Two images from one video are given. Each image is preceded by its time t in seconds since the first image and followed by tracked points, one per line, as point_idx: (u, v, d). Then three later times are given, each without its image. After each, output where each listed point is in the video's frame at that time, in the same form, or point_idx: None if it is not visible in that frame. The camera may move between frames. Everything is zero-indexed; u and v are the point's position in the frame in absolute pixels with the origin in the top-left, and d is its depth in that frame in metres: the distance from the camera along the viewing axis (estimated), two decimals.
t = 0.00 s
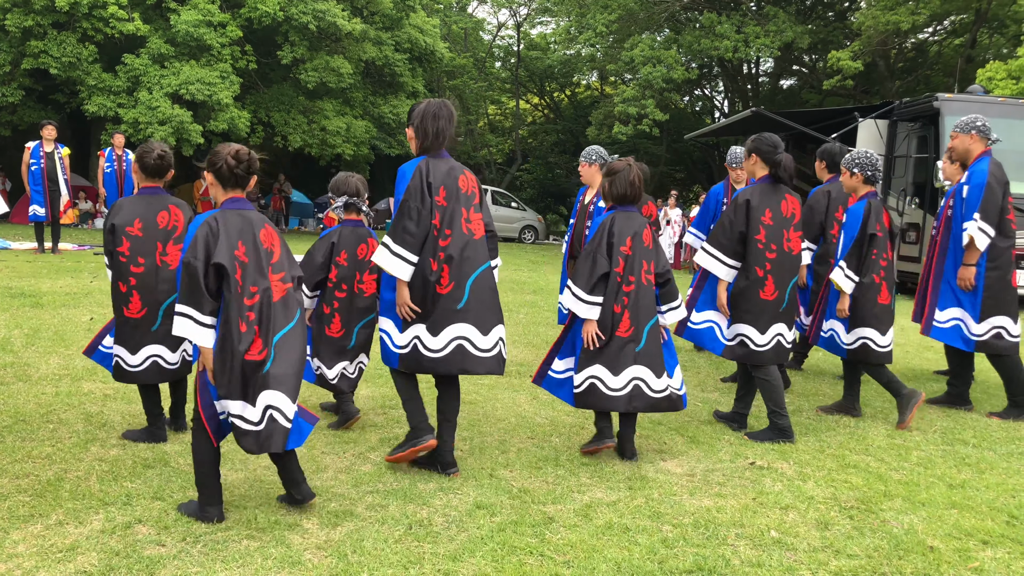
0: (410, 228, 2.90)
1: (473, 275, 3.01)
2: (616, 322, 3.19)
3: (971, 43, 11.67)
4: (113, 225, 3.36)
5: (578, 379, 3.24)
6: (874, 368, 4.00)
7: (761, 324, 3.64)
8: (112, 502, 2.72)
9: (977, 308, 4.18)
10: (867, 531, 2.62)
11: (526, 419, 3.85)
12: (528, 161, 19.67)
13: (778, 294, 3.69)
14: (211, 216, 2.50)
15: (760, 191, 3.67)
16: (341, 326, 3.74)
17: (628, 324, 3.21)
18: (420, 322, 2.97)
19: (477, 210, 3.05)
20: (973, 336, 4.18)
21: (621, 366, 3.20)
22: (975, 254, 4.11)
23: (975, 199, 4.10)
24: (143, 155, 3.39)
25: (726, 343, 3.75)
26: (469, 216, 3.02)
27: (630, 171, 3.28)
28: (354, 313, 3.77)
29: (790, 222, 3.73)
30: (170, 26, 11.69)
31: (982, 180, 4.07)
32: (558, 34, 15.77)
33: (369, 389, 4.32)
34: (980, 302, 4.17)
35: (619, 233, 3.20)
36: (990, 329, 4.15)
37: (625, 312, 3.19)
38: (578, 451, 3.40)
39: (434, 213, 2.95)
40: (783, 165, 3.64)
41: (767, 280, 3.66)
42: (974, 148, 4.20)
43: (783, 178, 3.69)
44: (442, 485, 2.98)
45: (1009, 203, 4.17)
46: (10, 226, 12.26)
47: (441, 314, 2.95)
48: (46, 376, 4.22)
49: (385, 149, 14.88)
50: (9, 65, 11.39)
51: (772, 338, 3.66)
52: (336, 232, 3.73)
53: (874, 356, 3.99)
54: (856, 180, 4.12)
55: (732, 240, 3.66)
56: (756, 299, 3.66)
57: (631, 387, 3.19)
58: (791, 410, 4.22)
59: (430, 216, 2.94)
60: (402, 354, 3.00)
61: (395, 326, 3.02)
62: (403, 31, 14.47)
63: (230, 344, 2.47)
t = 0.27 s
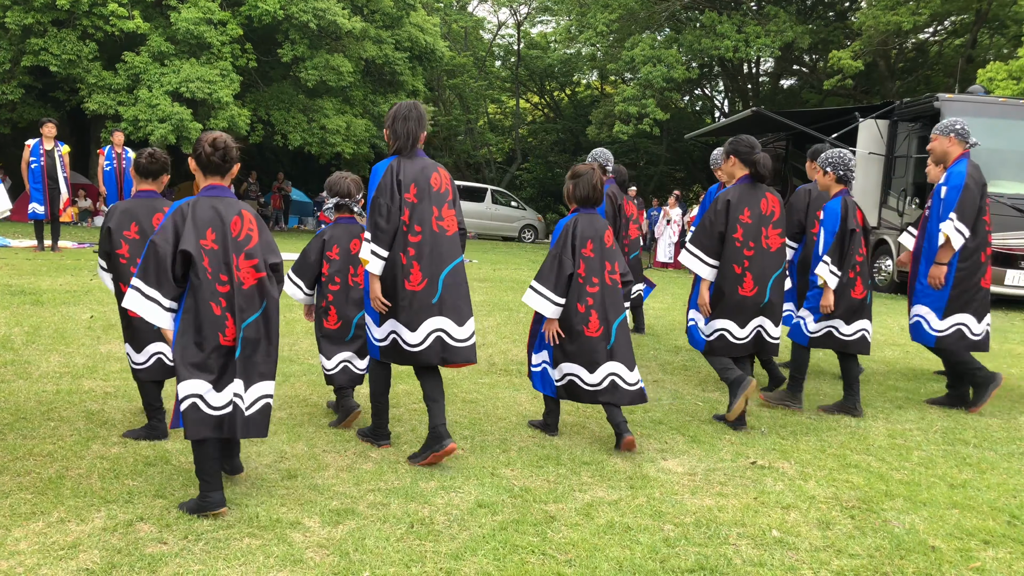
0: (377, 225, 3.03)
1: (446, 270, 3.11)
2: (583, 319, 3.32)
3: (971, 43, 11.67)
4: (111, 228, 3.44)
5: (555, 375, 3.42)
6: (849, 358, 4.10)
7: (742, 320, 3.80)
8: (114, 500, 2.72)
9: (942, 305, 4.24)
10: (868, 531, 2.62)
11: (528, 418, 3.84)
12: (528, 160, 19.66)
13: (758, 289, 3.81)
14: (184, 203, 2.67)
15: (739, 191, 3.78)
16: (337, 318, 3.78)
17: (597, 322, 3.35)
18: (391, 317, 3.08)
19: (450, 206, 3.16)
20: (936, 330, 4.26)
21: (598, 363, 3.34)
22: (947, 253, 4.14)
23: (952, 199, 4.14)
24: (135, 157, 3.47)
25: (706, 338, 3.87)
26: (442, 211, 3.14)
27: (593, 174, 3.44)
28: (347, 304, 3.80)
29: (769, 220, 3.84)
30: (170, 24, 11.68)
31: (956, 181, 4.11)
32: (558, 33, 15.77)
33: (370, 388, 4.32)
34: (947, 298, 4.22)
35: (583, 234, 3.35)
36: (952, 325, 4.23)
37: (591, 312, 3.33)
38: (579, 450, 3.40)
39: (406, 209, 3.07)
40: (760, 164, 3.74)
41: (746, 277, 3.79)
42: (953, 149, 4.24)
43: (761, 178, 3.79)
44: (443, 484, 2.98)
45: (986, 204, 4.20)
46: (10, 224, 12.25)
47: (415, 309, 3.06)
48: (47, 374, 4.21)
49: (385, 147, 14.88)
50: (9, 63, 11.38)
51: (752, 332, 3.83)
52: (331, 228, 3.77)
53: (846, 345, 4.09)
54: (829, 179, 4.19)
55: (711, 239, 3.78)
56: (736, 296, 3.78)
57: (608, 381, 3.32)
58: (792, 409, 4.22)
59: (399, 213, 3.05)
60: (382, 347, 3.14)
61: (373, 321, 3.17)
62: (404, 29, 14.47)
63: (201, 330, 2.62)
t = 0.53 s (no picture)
0: (357, 218, 3.36)
1: (419, 264, 3.46)
2: (543, 306, 3.64)
3: (973, 44, 11.66)
4: (119, 218, 3.67)
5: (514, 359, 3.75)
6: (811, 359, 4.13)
7: (728, 313, 3.80)
8: (116, 498, 2.73)
9: (891, 300, 4.29)
10: (870, 532, 2.63)
11: (529, 418, 3.85)
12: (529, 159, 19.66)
13: (741, 284, 3.83)
14: (184, 203, 2.90)
15: (719, 187, 3.86)
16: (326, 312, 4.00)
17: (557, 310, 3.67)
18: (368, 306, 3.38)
19: (429, 203, 3.50)
20: (883, 323, 4.30)
21: (551, 346, 3.66)
22: (915, 258, 4.12)
23: (917, 205, 4.11)
24: (144, 151, 3.61)
25: (693, 331, 3.91)
26: (419, 207, 3.47)
27: (560, 166, 3.76)
28: (338, 300, 3.99)
29: (747, 216, 3.88)
30: (171, 23, 11.69)
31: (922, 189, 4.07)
32: (559, 33, 15.77)
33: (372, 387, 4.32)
34: (894, 296, 4.28)
35: (547, 225, 3.68)
36: (899, 318, 4.29)
37: (552, 299, 3.65)
38: (581, 450, 3.40)
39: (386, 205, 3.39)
40: (738, 161, 3.82)
41: (728, 271, 3.82)
42: (913, 154, 4.27)
43: (740, 175, 3.87)
44: (446, 483, 2.98)
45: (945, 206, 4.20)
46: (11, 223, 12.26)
47: (389, 296, 3.39)
48: (49, 372, 4.22)
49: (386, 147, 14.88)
50: (10, 62, 11.39)
51: (741, 326, 3.81)
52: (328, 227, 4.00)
53: (802, 346, 4.14)
54: (788, 182, 4.12)
55: (692, 235, 3.84)
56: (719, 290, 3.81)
57: (559, 364, 3.66)
58: (793, 410, 4.23)
59: (376, 208, 3.38)
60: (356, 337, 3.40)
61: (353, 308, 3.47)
62: (405, 29, 14.47)
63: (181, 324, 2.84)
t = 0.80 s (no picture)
0: (360, 218, 3.48)
1: (413, 263, 3.58)
2: (521, 300, 3.82)
3: (975, 44, 11.65)
4: (124, 223, 3.72)
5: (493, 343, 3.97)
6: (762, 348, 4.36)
7: (689, 310, 3.96)
8: (119, 496, 2.73)
9: (846, 300, 4.45)
10: (873, 533, 2.63)
11: (531, 418, 3.85)
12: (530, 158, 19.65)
13: (700, 282, 4.03)
14: (181, 201, 3.12)
15: (682, 189, 4.03)
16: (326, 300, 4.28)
17: (534, 303, 3.86)
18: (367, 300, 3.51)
19: (426, 205, 3.61)
20: (841, 324, 4.45)
21: (529, 336, 3.85)
22: (851, 252, 4.35)
23: (857, 199, 4.30)
24: (145, 159, 3.66)
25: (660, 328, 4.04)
26: (415, 210, 3.58)
27: (540, 166, 3.93)
28: (336, 287, 4.29)
29: (708, 218, 4.06)
30: (174, 22, 11.70)
31: (860, 183, 4.27)
32: (561, 32, 15.77)
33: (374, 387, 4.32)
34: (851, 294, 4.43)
35: (531, 224, 3.85)
36: (855, 321, 4.42)
37: (529, 292, 3.84)
38: (583, 449, 3.41)
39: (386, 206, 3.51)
40: (700, 163, 3.98)
41: (689, 269, 4.02)
42: (866, 152, 4.46)
43: (703, 176, 4.03)
44: (448, 482, 2.99)
45: (890, 204, 4.35)
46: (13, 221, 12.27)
47: (383, 291, 3.50)
48: (52, 371, 4.22)
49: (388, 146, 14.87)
50: (12, 60, 11.41)
51: (700, 324, 3.98)
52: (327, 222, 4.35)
53: (762, 336, 4.35)
54: (752, 175, 4.42)
55: (659, 234, 4.02)
56: (681, 288, 4.00)
57: (533, 354, 3.83)
58: (794, 410, 4.23)
59: (378, 209, 3.49)
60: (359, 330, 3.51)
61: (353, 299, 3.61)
62: (407, 28, 14.47)
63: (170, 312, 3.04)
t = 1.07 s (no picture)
0: (369, 214, 3.71)
1: (418, 257, 3.79)
2: (512, 298, 4.01)
3: (981, 44, 11.62)
4: (132, 214, 4.00)
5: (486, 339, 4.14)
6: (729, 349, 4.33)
7: (655, 301, 4.08)
8: (125, 496, 2.74)
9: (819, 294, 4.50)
10: (880, 537, 2.62)
11: (536, 419, 3.85)
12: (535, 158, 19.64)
13: (669, 275, 4.14)
14: (183, 195, 3.47)
15: (650, 186, 4.13)
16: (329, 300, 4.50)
17: (525, 298, 4.04)
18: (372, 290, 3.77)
19: (427, 204, 3.85)
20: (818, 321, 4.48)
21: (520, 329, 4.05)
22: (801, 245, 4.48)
23: (809, 194, 4.45)
24: (152, 154, 3.98)
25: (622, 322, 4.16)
26: (418, 208, 3.81)
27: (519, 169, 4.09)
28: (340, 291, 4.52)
29: (676, 215, 4.16)
30: (179, 21, 11.72)
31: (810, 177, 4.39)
32: (566, 31, 15.77)
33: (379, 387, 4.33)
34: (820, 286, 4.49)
35: (514, 224, 4.02)
36: (830, 315, 4.42)
37: (520, 289, 4.02)
38: (589, 451, 3.40)
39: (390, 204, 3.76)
40: (664, 160, 4.09)
41: (658, 263, 4.11)
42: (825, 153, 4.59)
43: (669, 173, 4.13)
44: (453, 484, 2.98)
45: (846, 198, 4.43)
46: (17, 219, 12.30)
47: (393, 284, 3.73)
48: (57, 369, 4.23)
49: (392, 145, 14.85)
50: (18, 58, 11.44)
51: (664, 315, 4.11)
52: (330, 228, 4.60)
53: (725, 336, 4.35)
54: (719, 180, 4.54)
55: (626, 231, 4.12)
56: (649, 280, 4.11)
57: (524, 345, 4.04)
58: (799, 412, 4.22)
59: (385, 206, 3.74)
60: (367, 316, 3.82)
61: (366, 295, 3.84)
62: (411, 27, 14.48)
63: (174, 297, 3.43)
